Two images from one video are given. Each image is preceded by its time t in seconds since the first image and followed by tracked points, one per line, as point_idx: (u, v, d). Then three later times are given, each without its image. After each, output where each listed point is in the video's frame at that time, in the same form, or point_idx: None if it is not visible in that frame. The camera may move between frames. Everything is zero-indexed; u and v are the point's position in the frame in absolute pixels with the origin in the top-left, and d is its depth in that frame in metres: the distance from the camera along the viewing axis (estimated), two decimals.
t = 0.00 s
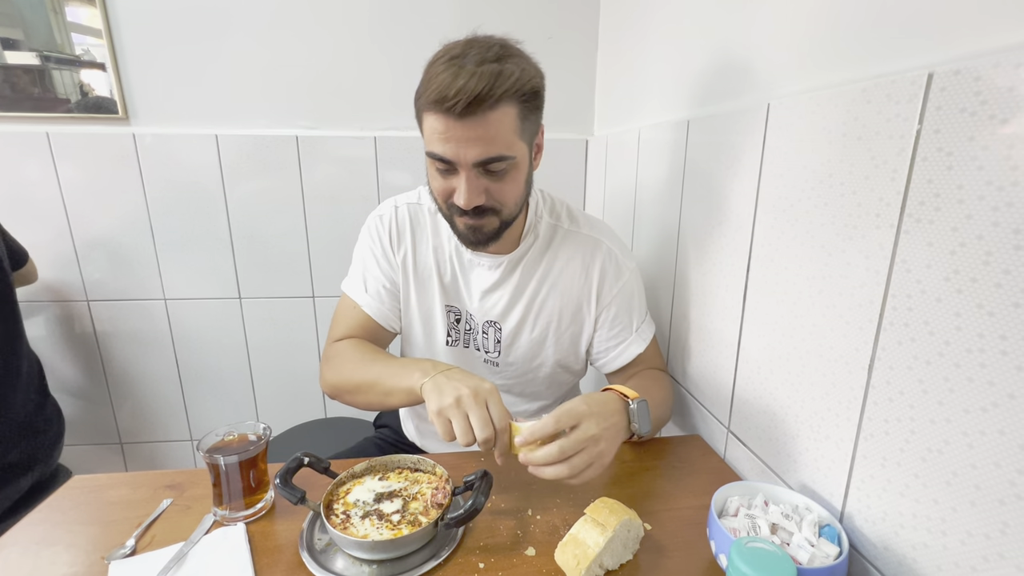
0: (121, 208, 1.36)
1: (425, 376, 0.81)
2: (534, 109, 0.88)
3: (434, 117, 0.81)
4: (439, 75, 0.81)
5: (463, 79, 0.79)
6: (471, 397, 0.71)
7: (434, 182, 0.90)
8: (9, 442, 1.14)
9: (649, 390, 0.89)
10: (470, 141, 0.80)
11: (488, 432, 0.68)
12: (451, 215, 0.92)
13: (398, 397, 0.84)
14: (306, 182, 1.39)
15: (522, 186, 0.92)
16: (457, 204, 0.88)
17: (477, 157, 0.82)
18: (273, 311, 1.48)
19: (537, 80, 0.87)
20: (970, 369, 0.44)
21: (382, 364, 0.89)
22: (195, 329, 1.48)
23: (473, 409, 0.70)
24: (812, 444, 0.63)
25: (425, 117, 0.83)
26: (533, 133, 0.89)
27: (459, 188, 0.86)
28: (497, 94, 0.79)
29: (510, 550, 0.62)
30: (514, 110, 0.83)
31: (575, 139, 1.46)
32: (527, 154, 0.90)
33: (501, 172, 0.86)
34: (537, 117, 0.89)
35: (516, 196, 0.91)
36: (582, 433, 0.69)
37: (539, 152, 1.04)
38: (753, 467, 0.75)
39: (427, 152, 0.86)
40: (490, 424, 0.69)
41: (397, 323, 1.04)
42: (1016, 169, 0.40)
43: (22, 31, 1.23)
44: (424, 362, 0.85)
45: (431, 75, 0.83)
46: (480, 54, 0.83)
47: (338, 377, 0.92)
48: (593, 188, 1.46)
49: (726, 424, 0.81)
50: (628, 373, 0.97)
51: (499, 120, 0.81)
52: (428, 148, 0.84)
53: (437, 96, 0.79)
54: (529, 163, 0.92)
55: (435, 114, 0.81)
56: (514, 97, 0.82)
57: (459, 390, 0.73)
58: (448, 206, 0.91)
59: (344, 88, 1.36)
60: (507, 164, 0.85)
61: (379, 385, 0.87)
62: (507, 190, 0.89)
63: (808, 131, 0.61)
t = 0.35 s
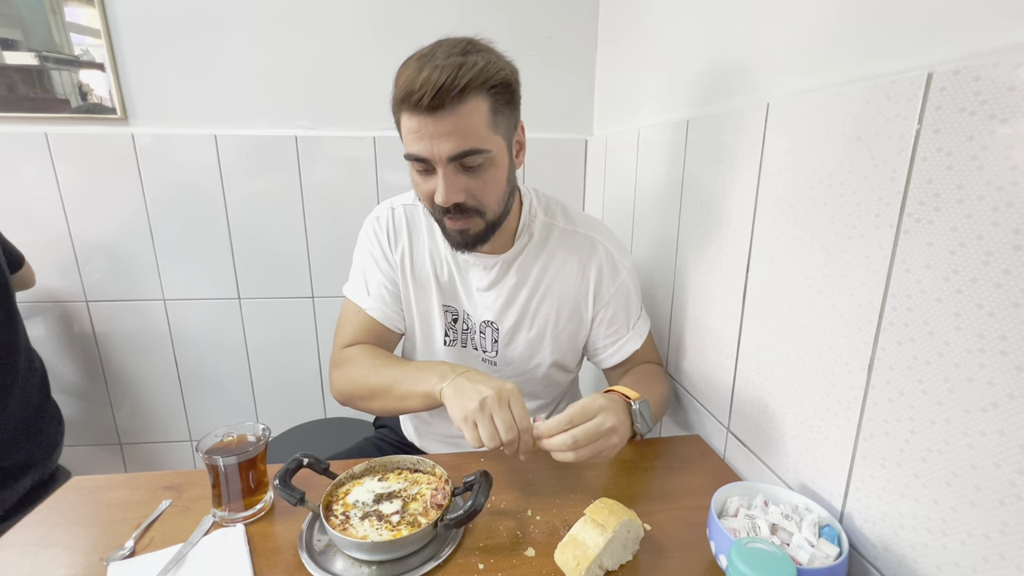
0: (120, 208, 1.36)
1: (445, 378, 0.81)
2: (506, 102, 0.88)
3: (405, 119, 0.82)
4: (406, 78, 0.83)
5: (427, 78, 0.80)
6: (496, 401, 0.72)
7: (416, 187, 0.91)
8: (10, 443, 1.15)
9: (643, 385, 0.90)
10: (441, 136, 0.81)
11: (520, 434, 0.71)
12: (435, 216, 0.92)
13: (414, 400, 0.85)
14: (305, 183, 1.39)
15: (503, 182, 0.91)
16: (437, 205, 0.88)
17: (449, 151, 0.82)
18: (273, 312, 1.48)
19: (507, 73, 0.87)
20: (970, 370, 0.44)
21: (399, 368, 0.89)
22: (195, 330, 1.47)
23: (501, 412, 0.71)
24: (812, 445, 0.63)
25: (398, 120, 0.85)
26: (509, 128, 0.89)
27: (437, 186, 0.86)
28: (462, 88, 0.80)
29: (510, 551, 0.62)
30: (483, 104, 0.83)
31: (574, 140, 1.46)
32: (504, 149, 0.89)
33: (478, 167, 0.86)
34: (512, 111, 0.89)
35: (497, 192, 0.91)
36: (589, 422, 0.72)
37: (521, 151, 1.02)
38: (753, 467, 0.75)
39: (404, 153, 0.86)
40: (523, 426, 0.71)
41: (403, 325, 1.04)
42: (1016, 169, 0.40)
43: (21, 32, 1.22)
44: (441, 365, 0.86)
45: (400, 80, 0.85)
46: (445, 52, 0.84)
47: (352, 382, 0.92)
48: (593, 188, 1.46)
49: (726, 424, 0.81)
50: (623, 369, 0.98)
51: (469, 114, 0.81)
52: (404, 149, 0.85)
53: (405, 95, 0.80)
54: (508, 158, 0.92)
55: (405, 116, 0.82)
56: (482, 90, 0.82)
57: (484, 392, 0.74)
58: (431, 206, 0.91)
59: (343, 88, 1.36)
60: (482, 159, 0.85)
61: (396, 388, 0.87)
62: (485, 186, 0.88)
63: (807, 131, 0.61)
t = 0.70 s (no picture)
0: (119, 209, 1.36)
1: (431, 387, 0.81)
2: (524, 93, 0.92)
3: (428, 87, 0.85)
4: (432, 50, 0.86)
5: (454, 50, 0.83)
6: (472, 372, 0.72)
7: (422, 163, 0.93)
8: (10, 446, 1.14)
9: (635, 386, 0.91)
10: (461, 108, 0.84)
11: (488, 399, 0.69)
12: (437, 194, 0.93)
13: (409, 407, 0.84)
14: (305, 183, 1.39)
15: (511, 169, 0.94)
16: (444, 179, 0.90)
17: (467, 124, 0.85)
18: (273, 312, 1.48)
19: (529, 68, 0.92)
20: (973, 369, 0.44)
21: (388, 376, 0.89)
22: (195, 330, 1.47)
23: (478, 376, 0.71)
24: (814, 444, 0.63)
25: (417, 91, 0.87)
26: (523, 119, 0.93)
27: (447, 160, 0.88)
28: (488, 65, 0.84)
29: (512, 551, 0.62)
30: (505, 87, 0.87)
31: (574, 139, 1.46)
32: (517, 137, 0.93)
33: (490, 147, 0.89)
34: (527, 105, 0.94)
35: (505, 177, 0.93)
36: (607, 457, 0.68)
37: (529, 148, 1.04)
38: (755, 467, 0.74)
39: (419, 125, 0.89)
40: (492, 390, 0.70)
41: (400, 328, 1.04)
42: (1019, 168, 0.40)
43: (20, 32, 1.22)
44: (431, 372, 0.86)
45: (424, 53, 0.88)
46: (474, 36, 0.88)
47: (348, 387, 0.93)
48: (593, 188, 1.46)
49: (727, 424, 0.81)
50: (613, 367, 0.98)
51: (489, 92, 0.85)
52: (421, 119, 0.87)
53: (432, 63, 0.83)
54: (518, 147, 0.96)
55: (428, 85, 0.85)
56: (506, 74, 0.87)
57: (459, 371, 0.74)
58: (435, 183, 0.92)
59: (343, 88, 1.36)
60: (495, 139, 0.88)
61: (386, 396, 0.87)
62: (495, 167, 0.91)
63: (808, 130, 0.61)
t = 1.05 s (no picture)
0: (119, 210, 1.36)
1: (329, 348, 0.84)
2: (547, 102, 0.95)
3: (461, 80, 0.86)
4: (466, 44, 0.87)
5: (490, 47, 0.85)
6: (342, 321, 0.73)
7: (440, 155, 0.92)
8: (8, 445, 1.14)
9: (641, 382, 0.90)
10: (492, 104, 0.85)
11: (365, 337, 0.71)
12: (451, 188, 0.93)
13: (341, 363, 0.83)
14: (305, 184, 1.39)
15: (527, 173, 0.96)
16: (463, 173, 0.90)
17: (495, 121, 0.86)
18: (273, 312, 1.48)
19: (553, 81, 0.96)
20: (970, 370, 0.45)
21: (314, 355, 0.91)
22: (194, 331, 1.47)
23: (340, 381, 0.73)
24: (813, 445, 0.63)
25: (447, 82, 0.88)
26: (542, 127, 0.96)
27: (470, 154, 0.89)
28: (523, 67, 0.86)
29: (512, 552, 0.62)
30: (533, 92, 0.89)
31: (573, 139, 1.46)
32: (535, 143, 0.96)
33: (512, 147, 0.90)
34: (546, 114, 0.97)
35: (521, 180, 0.95)
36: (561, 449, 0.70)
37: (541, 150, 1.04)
38: (753, 467, 0.75)
39: (444, 117, 0.89)
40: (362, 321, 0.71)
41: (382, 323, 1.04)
42: (1015, 170, 0.40)
43: (19, 33, 1.22)
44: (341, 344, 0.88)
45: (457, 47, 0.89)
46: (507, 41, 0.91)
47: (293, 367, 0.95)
48: (592, 188, 1.46)
49: (726, 425, 0.81)
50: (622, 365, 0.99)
51: (520, 93, 0.87)
52: (448, 111, 0.88)
53: (467, 56, 0.84)
54: (535, 153, 0.98)
55: (462, 78, 0.85)
56: (536, 81, 0.89)
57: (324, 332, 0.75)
58: (451, 177, 0.92)
59: (342, 88, 1.36)
60: (519, 139, 0.90)
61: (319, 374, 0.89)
62: (514, 168, 0.92)
63: (806, 131, 0.61)
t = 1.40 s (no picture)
0: (115, 211, 1.36)
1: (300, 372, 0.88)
2: (548, 119, 0.87)
3: (452, 120, 0.80)
4: (457, 76, 0.80)
5: (482, 85, 0.78)
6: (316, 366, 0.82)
7: (441, 186, 0.89)
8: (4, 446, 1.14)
9: (645, 388, 0.85)
10: (486, 147, 0.80)
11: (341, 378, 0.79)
12: (455, 218, 0.91)
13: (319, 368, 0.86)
14: (301, 185, 1.39)
15: (530, 196, 0.92)
16: (464, 209, 0.87)
17: (491, 163, 0.81)
18: (270, 313, 1.48)
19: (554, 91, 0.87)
20: (962, 370, 0.45)
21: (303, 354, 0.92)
22: (192, 332, 1.47)
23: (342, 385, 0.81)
24: (807, 445, 0.63)
25: (439, 117, 0.82)
26: (544, 145, 0.90)
27: (468, 193, 0.85)
28: (517, 101, 0.79)
29: (507, 552, 0.62)
30: (531, 119, 0.82)
31: (570, 140, 1.46)
32: (537, 164, 0.90)
33: (512, 180, 0.86)
34: (548, 130, 0.90)
35: (524, 205, 0.91)
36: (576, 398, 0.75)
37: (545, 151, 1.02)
38: (749, 467, 0.75)
39: (438, 154, 0.84)
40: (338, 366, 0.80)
41: (375, 324, 1.07)
42: (1005, 170, 0.40)
43: (15, 33, 1.22)
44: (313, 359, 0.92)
45: (448, 77, 0.82)
46: (500, 59, 0.82)
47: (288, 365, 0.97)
48: (589, 188, 1.46)
49: (722, 425, 0.82)
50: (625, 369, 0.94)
51: (516, 129, 0.80)
52: (441, 150, 0.83)
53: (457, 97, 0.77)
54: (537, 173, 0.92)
55: (453, 119, 0.79)
56: (533, 106, 0.82)
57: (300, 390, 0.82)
58: (454, 209, 0.90)
59: (339, 89, 1.36)
60: (518, 172, 0.85)
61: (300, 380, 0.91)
62: (515, 199, 0.88)
63: (800, 132, 0.61)
